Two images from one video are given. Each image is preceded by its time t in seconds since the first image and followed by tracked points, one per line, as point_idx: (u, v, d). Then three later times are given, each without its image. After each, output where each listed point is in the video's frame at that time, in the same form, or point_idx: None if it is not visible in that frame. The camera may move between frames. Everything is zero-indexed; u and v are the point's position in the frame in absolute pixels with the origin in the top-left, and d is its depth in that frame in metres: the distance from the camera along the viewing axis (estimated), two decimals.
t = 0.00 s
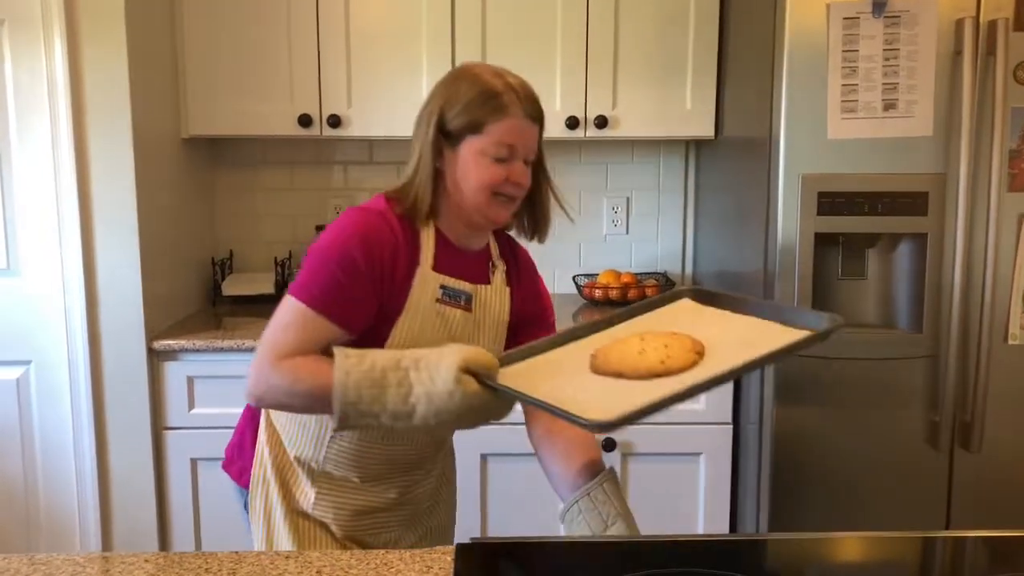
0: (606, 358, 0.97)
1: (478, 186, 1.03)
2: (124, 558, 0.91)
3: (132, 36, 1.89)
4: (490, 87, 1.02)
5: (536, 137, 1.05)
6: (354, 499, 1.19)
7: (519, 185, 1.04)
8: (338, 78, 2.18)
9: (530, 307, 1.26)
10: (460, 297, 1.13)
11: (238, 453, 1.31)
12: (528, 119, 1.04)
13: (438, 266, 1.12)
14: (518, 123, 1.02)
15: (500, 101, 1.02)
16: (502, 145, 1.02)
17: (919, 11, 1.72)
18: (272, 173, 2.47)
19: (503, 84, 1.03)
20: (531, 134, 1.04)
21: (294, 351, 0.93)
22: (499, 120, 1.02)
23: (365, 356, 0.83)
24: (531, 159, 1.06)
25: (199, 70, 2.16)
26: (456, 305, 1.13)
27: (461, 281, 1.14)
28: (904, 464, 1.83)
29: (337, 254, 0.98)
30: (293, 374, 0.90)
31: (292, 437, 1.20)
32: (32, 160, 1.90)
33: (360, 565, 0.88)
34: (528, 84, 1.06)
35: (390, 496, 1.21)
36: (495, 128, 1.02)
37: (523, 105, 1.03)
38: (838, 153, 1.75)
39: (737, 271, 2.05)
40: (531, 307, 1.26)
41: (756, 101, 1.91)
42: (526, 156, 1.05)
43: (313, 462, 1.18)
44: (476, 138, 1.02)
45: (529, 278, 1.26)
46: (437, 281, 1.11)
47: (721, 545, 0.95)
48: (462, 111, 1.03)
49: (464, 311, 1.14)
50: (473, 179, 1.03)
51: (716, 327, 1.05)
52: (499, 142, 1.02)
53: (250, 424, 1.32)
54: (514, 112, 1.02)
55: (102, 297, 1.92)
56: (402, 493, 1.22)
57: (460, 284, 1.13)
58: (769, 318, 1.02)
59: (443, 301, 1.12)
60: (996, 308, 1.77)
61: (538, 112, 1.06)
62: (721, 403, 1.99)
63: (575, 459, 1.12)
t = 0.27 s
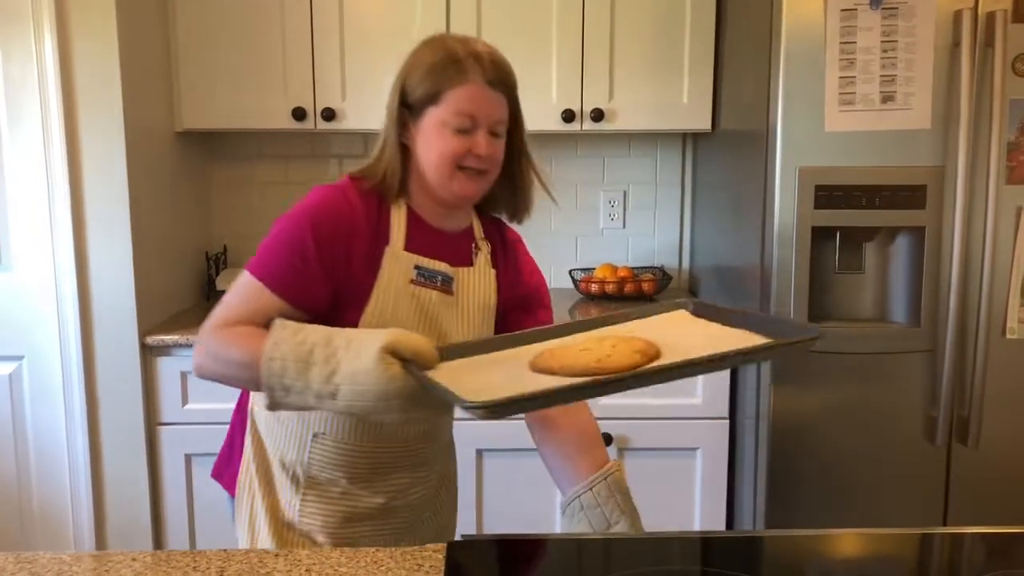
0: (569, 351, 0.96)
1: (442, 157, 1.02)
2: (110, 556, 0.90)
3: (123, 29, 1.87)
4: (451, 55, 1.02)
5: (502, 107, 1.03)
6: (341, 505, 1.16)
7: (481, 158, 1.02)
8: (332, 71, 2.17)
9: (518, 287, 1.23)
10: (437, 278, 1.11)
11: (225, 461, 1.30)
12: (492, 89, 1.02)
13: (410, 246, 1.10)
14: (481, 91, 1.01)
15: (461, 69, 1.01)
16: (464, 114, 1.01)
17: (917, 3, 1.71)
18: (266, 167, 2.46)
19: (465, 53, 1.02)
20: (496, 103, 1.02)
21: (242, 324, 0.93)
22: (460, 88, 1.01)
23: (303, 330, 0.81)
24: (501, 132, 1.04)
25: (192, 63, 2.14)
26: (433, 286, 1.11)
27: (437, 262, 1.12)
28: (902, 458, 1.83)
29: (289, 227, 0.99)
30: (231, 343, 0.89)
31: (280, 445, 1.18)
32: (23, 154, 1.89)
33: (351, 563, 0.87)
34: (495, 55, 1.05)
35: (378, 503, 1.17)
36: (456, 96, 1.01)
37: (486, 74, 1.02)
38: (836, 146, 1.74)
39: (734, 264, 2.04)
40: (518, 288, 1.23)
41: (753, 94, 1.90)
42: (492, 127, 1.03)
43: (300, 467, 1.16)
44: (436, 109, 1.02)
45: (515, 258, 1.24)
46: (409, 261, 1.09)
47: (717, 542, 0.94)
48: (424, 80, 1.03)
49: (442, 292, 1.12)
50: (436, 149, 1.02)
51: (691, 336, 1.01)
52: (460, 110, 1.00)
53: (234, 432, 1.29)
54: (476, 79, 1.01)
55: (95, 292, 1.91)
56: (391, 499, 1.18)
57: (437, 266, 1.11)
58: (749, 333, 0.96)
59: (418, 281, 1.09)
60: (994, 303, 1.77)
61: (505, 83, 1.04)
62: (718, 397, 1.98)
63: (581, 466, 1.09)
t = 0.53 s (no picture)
0: (516, 378, 0.91)
1: (411, 124, 0.99)
2: (110, 548, 0.90)
3: (123, 18, 1.86)
4: (417, 18, 1.01)
5: (474, 71, 1.01)
6: (320, 513, 1.13)
7: (452, 124, 0.99)
8: (333, 61, 2.15)
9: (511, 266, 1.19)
10: (414, 261, 1.08)
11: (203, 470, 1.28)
12: (461, 51, 1.00)
13: (384, 229, 1.08)
14: (449, 54, 0.99)
15: (427, 32, 1.00)
16: (431, 77, 0.99)
17: None
18: (267, 157, 2.45)
19: (431, 17, 1.01)
20: (466, 66, 1.00)
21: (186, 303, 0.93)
22: (426, 51, 0.99)
23: (242, 318, 0.82)
24: (474, 97, 1.02)
25: (192, 53, 2.13)
26: (410, 269, 1.07)
27: (413, 245, 1.09)
28: (905, 450, 1.82)
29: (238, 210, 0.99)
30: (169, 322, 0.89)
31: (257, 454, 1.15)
32: (22, 144, 1.88)
33: (352, 555, 0.87)
34: (466, 19, 1.03)
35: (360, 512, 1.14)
36: (422, 59, 0.99)
37: (455, 37, 1.00)
38: (839, 136, 1.73)
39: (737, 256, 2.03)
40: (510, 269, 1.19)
41: (757, 84, 1.88)
42: (464, 92, 1.00)
43: (278, 476, 1.13)
44: (403, 74, 1.00)
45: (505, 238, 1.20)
46: (383, 243, 1.06)
47: (719, 534, 0.93)
48: (389, 47, 1.02)
49: (420, 276, 1.08)
50: (405, 116, 1.00)
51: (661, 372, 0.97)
52: (427, 73, 0.99)
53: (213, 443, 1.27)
54: (442, 41, 0.99)
55: (95, 283, 1.91)
56: (373, 508, 1.15)
57: (414, 249, 1.08)
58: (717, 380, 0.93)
59: (393, 264, 1.06)
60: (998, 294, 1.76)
61: (476, 47, 1.03)
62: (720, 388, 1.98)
63: (581, 467, 1.05)
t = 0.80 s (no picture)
0: (475, 420, 0.89)
1: (391, 102, 0.98)
2: (115, 536, 0.90)
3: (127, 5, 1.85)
4: None
5: (457, 46, 0.99)
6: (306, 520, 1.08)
7: (436, 102, 0.98)
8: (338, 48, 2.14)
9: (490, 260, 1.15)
10: (394, 246, 1.05)
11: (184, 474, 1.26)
12: (444, 26, 0.98)
13: (360, 214, 1.05)
14: (432, 28, 0.97)
15: (407, 5, 0.98)
16: (411, 53, 0.97)
17: None
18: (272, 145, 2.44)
19: None
20: (449, 41, 0.98)
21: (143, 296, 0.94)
22: (406, 25, 0.97)
23: (198, 322, 0.87)
24: (455, 74, 1.00)
25: (196, 40, 2.12)
26: (390, 255, 1.05)
27: (393, 228, 1.06)
28: (912, 441, 1.81)
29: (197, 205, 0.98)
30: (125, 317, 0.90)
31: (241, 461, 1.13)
32: (27, 132, 1.87)
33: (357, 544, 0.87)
34: None
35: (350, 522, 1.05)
36: (402, 34, 0.97)
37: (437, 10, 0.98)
38: (848, 125, 1.71)
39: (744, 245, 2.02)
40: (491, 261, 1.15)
41: (765, 71, 1.87)
42: (446, 69, 0.99)
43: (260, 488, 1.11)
44: (382, 48, 0.98)
45: (488, 228, 1.16)
46: (360, 228, 1.03)
47: (724, 525, 0.93)
48: (367, 20, 0.99)
49: (401, 261, 1.06)
50: (384, 93, 0.98)
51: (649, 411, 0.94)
52: (407, 49, 0.97)
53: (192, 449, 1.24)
54: (423, 15, 0.97)
55: (101, 272, 1.91)
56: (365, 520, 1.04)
57: (395, 233, 1.06)
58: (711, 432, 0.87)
59: (372, 249, 1.04)
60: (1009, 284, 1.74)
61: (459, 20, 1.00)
62: (725, 378, 1.97)
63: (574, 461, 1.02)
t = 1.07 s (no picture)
0: (470, 430, 0.90)
1: (381, 76, 0.96)
2: (118, 522, 0.90)
3: None
4: None
5: (446, 16, 0.98)
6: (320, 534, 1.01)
7: (428, 76, 0.97)
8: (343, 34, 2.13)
9: (499, 242, 1.14)
10: (393, 222, 1.04)
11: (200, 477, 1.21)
12: None
13: (351, 194, 1.04)
14: None
15: None
16: (401, 25, 0.95)
17: None
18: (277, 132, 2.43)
19: None
20: (440, 12, 0.97)
21: (125, 297, 0.94)
22: None
23: (182, 321, 0.89)
24: (445, 45, 0.99)
25: (199, 26, 2.11)
26: (389, 231, 1.04)
27: (390, 205, 1.05)
28: (918, 429, 1.80)
29: (172, 202, 0.97)
30: (105, 319, 0.92)
31: (237, 466, 1.09)
32: (31, 119, 1.87)
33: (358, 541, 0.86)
34: None
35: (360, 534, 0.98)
36: (392, 5, 0.95)
37: None
38: (856, 111, 1.70)
39: (751, 232, 2.01)
40: (501, 244, 1.14)
41: (772, 57, 1.85)
42: (437, 41, 0.98)
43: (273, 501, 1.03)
44: (369, 19, 0.96)
45: (495, 210, 1.14)
46: (355, 208, 1.02)
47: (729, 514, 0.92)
48: None
49: (401, 235, 1.04)
50: (374, 67, 0.97)
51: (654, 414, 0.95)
52: (397, 20, 0.95)
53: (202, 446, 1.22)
54: None
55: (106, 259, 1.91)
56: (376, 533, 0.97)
57: (391, 208, 1.04)
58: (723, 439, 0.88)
59: (368, 230, 1.02)
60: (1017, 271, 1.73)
61: None
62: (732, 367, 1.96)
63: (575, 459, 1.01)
